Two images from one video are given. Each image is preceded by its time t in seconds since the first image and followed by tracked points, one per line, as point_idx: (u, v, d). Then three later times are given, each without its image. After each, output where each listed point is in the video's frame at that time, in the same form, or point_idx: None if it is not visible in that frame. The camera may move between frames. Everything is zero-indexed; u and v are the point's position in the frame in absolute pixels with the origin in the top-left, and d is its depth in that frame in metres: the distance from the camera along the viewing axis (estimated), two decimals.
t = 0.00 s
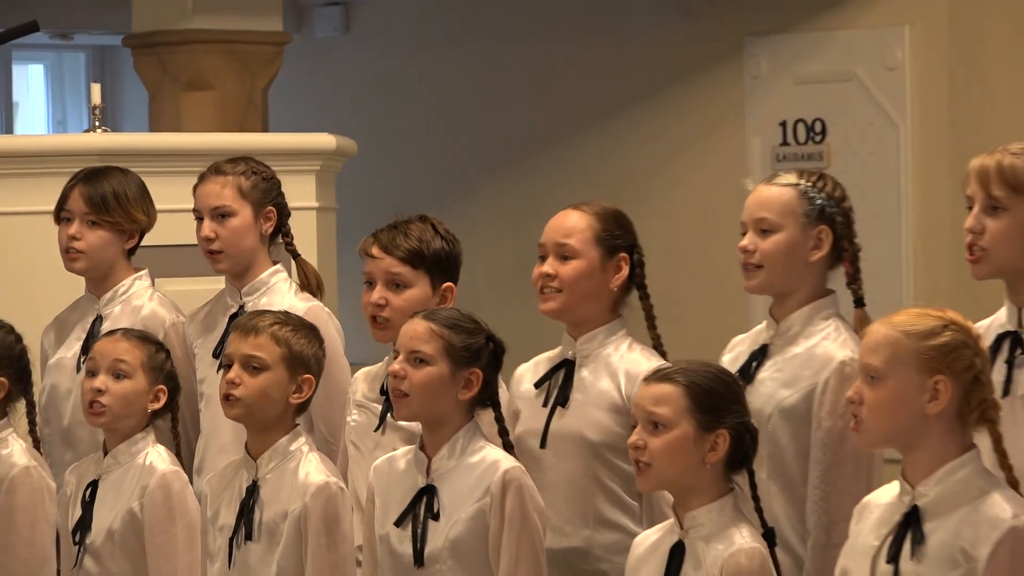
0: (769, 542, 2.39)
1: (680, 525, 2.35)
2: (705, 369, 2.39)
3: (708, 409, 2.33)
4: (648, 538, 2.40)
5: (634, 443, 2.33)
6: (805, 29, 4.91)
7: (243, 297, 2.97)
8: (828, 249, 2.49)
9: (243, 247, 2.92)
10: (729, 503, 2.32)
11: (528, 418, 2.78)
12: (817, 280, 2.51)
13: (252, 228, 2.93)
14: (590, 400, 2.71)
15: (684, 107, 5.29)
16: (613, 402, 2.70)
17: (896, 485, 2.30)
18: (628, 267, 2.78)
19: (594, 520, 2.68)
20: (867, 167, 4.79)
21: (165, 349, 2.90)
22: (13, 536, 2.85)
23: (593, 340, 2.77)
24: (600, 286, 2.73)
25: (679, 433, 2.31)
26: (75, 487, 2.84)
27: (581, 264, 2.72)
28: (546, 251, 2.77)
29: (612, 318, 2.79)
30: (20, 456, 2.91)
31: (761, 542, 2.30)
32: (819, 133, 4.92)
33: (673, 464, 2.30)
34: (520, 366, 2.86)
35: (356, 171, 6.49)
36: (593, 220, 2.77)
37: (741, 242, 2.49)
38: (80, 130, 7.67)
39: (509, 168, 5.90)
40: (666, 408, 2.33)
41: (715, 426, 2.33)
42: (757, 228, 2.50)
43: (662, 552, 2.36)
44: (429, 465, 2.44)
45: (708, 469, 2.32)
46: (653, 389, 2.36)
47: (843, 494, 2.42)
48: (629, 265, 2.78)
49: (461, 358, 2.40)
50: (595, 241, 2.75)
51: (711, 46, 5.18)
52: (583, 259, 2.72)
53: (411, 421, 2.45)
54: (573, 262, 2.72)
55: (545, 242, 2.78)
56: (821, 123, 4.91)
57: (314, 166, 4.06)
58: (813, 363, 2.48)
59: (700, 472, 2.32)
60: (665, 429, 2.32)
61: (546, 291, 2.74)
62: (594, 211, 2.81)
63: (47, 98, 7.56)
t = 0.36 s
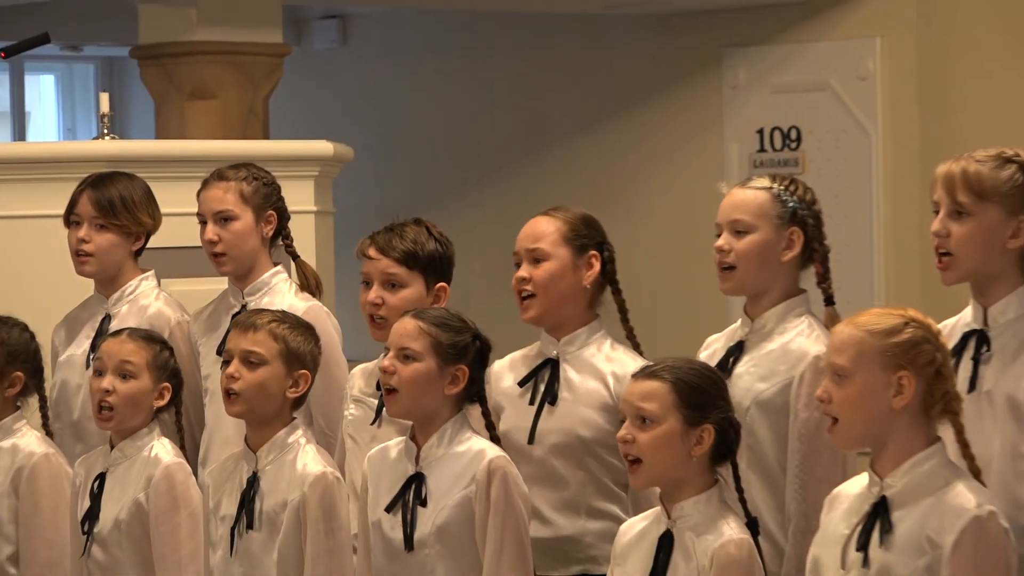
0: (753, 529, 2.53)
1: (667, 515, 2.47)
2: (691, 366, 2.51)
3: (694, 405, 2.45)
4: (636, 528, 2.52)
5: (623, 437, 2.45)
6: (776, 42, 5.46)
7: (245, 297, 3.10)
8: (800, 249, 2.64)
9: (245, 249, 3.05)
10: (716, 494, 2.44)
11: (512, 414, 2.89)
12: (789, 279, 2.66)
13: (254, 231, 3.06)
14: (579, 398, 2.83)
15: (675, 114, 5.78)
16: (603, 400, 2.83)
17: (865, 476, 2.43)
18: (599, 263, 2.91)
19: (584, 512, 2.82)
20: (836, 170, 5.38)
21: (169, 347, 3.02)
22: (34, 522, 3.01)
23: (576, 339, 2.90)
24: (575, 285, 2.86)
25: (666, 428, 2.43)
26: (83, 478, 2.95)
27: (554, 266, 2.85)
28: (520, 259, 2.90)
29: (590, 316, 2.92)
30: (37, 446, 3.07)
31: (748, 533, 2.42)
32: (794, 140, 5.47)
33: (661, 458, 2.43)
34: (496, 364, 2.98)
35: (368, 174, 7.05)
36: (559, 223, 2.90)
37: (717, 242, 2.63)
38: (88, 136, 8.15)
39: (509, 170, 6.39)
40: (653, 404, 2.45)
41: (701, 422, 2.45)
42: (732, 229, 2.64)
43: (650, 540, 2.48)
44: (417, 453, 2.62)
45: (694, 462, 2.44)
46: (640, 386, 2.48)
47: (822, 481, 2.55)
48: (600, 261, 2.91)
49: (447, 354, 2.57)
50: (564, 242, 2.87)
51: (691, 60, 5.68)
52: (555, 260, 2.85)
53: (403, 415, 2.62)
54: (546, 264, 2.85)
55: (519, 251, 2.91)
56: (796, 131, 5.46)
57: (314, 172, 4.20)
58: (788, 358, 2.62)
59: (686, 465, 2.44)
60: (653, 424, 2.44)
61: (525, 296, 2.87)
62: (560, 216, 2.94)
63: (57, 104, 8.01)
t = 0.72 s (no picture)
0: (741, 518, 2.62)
1: (661, 506, 2.60)
2: (682, 364, 2.63)
3: (685, 401, 2.57)
4: (636, 517, 2.65)
5: (618, 432, 2.57)
6: (762, 55, 6.00)
7: (254, 296, 3.23)
8: (779, 250, 2.76)
9: (252, 252, 3.18)
10: (708, 487, 2.56)
11: (512, 413, 3.01)
12: (770, 279, 2.78)
13: (261, 235, 3.19)
14: (575, 397, 2.95)
15: (668, 119, 6.36)
16: (597, 398, 2.95)
17: (842, 469, 2.53)
18: (588, 264, 3.02)
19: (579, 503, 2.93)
20: (816, 172, 5.86)
21: (178, 344, 3.15)
22: (49, 512, 3.14)
23: (570, 339, 3.01)
24: (564, 286, 2.98)
25: (658, 423, 2.55)
26: (96, 470, 3.07)
27: (543, 271, 2.96)
28: (513, 265, 3.02)
29: (584, 316, 3.04)
30: (52, 440, 3.20)
31: (735, 526, 2.53)
32: (777, 147, 5.99)
33: (656, 452, 2.55)
34: (494, 362, 3.10)
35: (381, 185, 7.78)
36: (545, 232, 3.01)
37: (699, 240, 2.77)
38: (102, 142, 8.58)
39: (516, 178, 7.02)
40: (646, 401, 2.57)
41: (691, 417, 2.57)
42: (715, 228, 2.77)
43: (647, 529, 2.61)
44: (416, 447, 2.74)
45: (686, 456, 2.56)
46: (635, 383, 2.60)
47: (803, 474, 2.66)
48: (587, 261, 3.02)
49: (443, 351, 2.70)
50: (550, 247, 2.99)
51: (685, 71, 6.27)
52: (543, 265, 2.97)
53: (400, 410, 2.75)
54: (536, 270, 2.97)
55: (512, 258, 3.03)
56: (778, 138, 5.98)
57: (316, 178, 4.37)
58: (771, 357, 2.73)
59: (678, 458, 2.56)
60: (646, 420, 2.56)
61: (520, 302, 2.99)
62: (546, 223, 3.05)
63: (71, 112, 8.42)
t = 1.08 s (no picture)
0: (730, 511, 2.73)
1: (653, 497, 2.72)
2: (672, 360, 2.73)
3: (676, 396, 2.67)
4: (628, 507, 2.77)
5: (611, 427, 2.68)
6: (750, 64, 6.11)
7: (260, 296, 3.36)
8: (754, 251, 2.91)
9: (258, 253, 3.31)
10: (698, 478, 2.67)
11: (514, 403, 3.14)
12: (746, 279, 2.93)
13: (267, 237, 3.32)
14: (569, 389, 3.08)
15: (657, 124, 6.49)
16: (590, 393, 3.08)
17: (821, 461, 2.64)
18: (591, 268, 3.15)
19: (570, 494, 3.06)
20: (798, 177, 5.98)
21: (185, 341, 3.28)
22: (62, 502, 3.26)
23: (568, 336, 3.15)
24: (568, 288, 3.11)
25: (650, 418, 2.65)
26: (107, 463, 3.20)
27: (549, 272, 3.09)
28: (519, 264, 3.15)
29: (584, 315, 3.17)
30: (66, 434, 3.33)
31: (724, 516, 2.64)
32: (759, 153, 6.12)
33: (648, 445, 2.66)
34: (503, 357, 3.23)
35: (381, 191, 7.92)
36: (554, 232, 3.14)
37: (678, 245, 2.91)
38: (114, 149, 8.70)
39: (513, 183, 7.17)
40: (638, 396, 2.67)
41: (682, 411, 2.67)
42: (692, 233, 2.92)
43: (639, 518, 2.73)
44: (415, 441, 2.87)
45: (677, 449, 2.67)
46: (626, 379, 2.70)
47: (782, 467, 2.82)
48: (592, 266, 3.15)
49: (439, 348, 2.82)
50: (558, 250, 3.11)
51: (673, 80, 6.40)
52: (550, 267, 3.09)
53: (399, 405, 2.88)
54: (542, 271, 3.09)
55: (518, 257, 3.15)
56: (760, 145, 6.10)
57: (317, 183, 4.51)
58: (749, 353, 2.88)
59: (669, 451, 2.67)
60: (639, 414, 2.66)
61: (523, 298, 3.12)
62: (555, 224, 3.17)
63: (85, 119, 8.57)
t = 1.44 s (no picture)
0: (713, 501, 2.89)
1: (641, 490, 2.81)
2: (659, 357, 2.83)
3: (663, 392, 2.77)
4: (614, 498, 2.85)
5: (602, 422, 2.78)
6: (730, 75, 6.36)
7: (262, 295, 3.49)
8: (734, 253, 3.07)
9: (260, 254, 3.45)
10: (683, 471, 2.78)
11: (511, 398, 3.29)
12: (726, 280, 3.10)
13: (269, 239, 3.46)
14: (558, 383, 3.22)
15: (646, 131, 6.72)
16: (576, 385, 3.20)
17: (798, 454, 2.76)
18: (585, 269, 3.28)
19: (559, 487, 3.19)
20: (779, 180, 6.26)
21: (189, 337, 3.41)
22: (71, 493, 3.39)
23: (561, 332, 3.27)
24: (562, 284, 3.24)
25: (641, 412, 2.75)
26: (116, 456, 3.34)
27: (545, 267, 3.23)
28: (515, 260, 3.28)
29: (576, 312, 3.30)
30: (75, 428, 3.47)
31: (710, 506, 2.74)
32: (740, 159, 6.40)
33: (637, 441, 2.75)
34: (505, 353, 3.37)
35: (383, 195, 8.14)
36: (552, 231, 3.27)
37: (661, 249, 3.07)
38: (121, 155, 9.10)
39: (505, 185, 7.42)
40: (628, 393, 2.77)
41: (670, 407, 2.77)
42: (674, 237, 3.07)
43: (625, 509, 2.82)
44: (411, 435, 3.00)
45: (665, 442, 2.77)
46: (616, 376, 2.80)
47: (760, 458, 2.97)
48: (586, 267, 3.28)
49: (432, 346, 2.95)
50: (555, 247, 3.25)
51: (659, 87, 6.64)
52: (546, 262, 3.23)
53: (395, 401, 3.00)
54: (538, 265, 3.23)
55: (515, 254, 3.29)
56: (742, 151, 6.38)
57: (316, 188, 4.64)
58: (729, 351, 3.05)
59: (658, 445, 2.77)
60: (629, 410, 2.75)
61: (518, 291, 3.25)
62: (554, 225, 3.31)
63: (95, 127, 8.95)
